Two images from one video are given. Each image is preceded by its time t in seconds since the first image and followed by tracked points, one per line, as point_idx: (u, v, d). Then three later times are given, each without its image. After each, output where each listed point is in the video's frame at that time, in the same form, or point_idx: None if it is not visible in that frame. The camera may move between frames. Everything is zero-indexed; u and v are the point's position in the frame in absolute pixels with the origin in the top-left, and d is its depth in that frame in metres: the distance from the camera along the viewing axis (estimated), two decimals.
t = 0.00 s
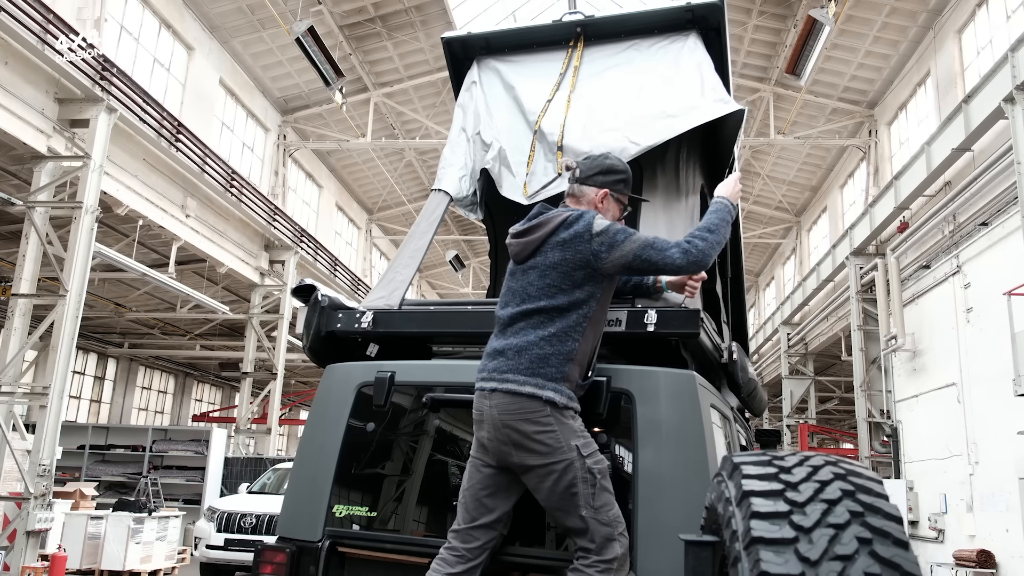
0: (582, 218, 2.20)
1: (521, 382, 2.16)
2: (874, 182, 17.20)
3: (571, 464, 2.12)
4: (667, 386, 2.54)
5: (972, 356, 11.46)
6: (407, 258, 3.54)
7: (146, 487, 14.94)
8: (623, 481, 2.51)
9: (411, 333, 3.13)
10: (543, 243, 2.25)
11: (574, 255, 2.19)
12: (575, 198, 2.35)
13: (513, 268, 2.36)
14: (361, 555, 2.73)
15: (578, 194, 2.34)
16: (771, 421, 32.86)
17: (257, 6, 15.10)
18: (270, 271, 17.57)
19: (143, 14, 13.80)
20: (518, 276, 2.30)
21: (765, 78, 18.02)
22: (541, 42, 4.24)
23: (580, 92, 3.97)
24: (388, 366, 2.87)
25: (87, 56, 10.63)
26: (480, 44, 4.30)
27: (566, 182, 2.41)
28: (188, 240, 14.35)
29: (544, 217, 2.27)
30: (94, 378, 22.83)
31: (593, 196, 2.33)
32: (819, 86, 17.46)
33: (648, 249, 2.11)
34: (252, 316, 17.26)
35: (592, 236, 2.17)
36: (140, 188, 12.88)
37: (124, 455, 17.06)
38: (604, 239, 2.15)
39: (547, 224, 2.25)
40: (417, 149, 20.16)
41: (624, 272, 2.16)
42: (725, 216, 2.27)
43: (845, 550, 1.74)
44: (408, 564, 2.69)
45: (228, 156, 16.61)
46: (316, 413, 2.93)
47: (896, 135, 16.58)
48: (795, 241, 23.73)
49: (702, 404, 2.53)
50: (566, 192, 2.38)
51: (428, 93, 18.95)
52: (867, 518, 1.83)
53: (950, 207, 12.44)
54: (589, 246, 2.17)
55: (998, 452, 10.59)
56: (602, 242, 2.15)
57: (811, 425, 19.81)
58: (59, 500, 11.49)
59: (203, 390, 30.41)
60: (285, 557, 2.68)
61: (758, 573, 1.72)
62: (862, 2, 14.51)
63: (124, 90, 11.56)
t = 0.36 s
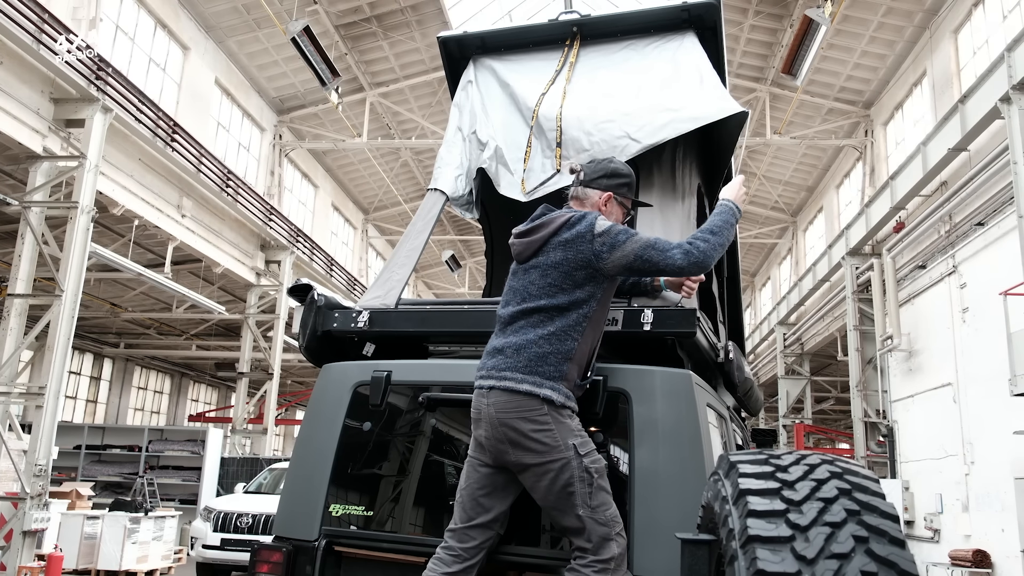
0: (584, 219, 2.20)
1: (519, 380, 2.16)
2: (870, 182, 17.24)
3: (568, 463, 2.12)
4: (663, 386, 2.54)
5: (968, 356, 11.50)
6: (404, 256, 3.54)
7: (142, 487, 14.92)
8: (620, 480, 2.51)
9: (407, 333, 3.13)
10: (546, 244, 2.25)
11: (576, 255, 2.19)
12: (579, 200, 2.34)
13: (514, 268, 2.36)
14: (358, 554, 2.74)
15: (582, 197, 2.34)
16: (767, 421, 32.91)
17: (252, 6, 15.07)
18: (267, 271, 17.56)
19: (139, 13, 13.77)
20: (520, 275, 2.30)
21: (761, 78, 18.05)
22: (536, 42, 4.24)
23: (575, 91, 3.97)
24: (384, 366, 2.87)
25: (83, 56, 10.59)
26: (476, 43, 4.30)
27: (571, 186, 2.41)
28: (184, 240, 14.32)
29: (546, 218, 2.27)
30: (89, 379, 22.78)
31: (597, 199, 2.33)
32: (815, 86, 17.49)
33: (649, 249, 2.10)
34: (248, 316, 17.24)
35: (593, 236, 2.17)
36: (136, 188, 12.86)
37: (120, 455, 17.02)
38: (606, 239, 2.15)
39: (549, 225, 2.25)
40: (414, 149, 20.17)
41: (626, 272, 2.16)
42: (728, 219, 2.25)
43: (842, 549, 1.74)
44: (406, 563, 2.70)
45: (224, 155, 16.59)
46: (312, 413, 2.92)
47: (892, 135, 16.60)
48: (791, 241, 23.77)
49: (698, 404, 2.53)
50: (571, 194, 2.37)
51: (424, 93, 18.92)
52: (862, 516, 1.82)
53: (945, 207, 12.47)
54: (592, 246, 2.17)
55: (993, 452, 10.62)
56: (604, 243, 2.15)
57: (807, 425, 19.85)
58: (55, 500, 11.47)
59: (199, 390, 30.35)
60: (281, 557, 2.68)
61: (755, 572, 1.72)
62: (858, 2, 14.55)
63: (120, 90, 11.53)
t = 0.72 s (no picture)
0: (597, 222, 2.20)
1: (526, 379, 2.15)
2: (871, 181, 17.24)
3: (572, 463, 2.12)
4: (665, 386, 2.53)
5: (970, 355, 11.49)
6: (405, 256, 3.54)
7: (144, 487, 14.93)
8: (622, 481, 2.51)
9: (409, 332, 3.13)
10: (557, 245, 2.24)
11: (588, 259, 2.18)
12: (591, 201, 2.34)
13: (524, 267, 2.35)
14: (359, 554, 2.74)
15: (594, 198, 2.34)
16: (768, 421, 32.88)
17: (253, 6, 15.07)
18: (267, 271, 17.56)
19: (139, 14, 13.78)
20: (530, 275, 2.29)
21: (762, 78, 18.04)
22: (537, 41, 4.24)
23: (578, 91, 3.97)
24: (385, 366, 2.86)
25: (84, 56, 10.59)
26: (477, 43, 4.30)
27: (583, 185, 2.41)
28: (185, 240, 14.32)
29: (559, 219, 2.26)
30: (91, 379, 22.79)
31: (609, 201, 2.33)
32: (816, 86, 17.49)
33: (660, 261, 2.12)
34: (249, 316, 17.24)
35: (605, 241, 2.17)
36: (137, 188, 12.86)
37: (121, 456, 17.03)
38: (617, 245, 2.16)
39: (561, 227, 2.24)
40: (414, 149, 20.17)
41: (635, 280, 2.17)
42: (732, 230, 2.28)
43: (844, 548, 1.74)
44: (406, 563, 2.70)
45: (225, 156, 16.61)
46: (315, 412, 2.92)
47: (892, 134, 16.60)
48: (792, 241, 23.77)
49: (700, 403, 2.53)
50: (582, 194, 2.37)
51: (425, 93, 18.91)
52: (865, 516, 1.82)
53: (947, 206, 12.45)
54: (603, 250, 2.17)
55: (994, 451, 10.61)
56: (615, 249, 2.15)
57: (808, 425, 19.83)
58: (57, 501, 11.46)
59: (200, 391, 30.35)
60: (283, 556, 2.68)
61: (756, 571, 1.72)
62: (859, 2, 14.54)
63: (121, 91, 11.54)
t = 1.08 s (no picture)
0: (599, 222, 2.19)
1: (522, 378, 2.16)
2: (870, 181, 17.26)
3: (568, 463, 2.13)
4: (664, 385, 2.54)
5: (969, 354, 11.50)
6: (404, 257, 3.54)
7: (144, 488, 14.92)
8: (621, 481, 2.52)
9: (408, 333, 3.13)
10: (558, 244, 2.24)
11: (589, 259, 2.18)
12: (595, 201, 2.34)
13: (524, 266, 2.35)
14: (359, 554, 2.74)
15: (599, 199, 2.34)
16: (768, 420, 32.88)
17: (252, 6, 15.07)
18: (267, 271, 17.56)
19: (139, 14, 13.77)
20: (531, 274, 2.29)
21: (761, 77, 18.05)
22: (536, 42, 4.24)
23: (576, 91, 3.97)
24: (385, 366, 2.86)
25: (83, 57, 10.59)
26: (476, 43, 4.30)
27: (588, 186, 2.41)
28: (184, 240, 14.32)
29: (561, 218, 2.25)
30: (90, 380, 22.79)
31: (614, 202, 2.32)
32: (815, 86, 17.50)
33: (660, 265, 2.13)
34: (249, 316, 17.23)
35: (607, 242, 2.16)
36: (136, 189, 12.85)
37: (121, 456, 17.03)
38: (619, 247, 2.15)
39: (563, 226, 2.23)
40: (414, 149, 20.16)
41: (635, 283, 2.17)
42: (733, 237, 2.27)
43: (842, 548, 1.74)
44: (406, 564, 2.70)
45: (225, 156, 16.62)
46: (314, 413, 2.93)
47: (891, 134, 16.60)
48: (792, 240, 23.78)
49: (699, 403, 2.53)
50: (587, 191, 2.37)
51: (425, 93, 18.90)
52: (863, 515, 1.83)
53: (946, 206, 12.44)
54: (604, 251, 2.17)
55: (993, 450, 10.62)
56: (617, 250, 2.15)
57: (808, 424, 19.83)
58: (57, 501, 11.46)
59: (200, 391, 30.35)
60: (283, 557, 2.69)
61: (755, 571, 1.73)
62: (858, 1, 14.55)
63: (121, 91, 11.54)
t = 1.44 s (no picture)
0: (603, 223, 2.19)
1: (523, 377, 2.16)
2: (870, 180, 17.27)
3: (569, 461, 2.13)
4: (664, 385, 2.54)
5: (969, 353, 11.50)
6: (404, 257, 3.54)
7: (144, 489, 14.93)
8: (621, 480, 2.52)
9: (408, 333, 3.14)
10: (562, 245, 2.24)
11: (591, 261, 2.18)
12: (600, 202, 2.34)
13: (529, 266, 2.35)
14: (359, 554, 2.75)
15: (604, 199, 2.34)
16: (769, 420, 32.86)
17: (252, 6, 15.07)
18: (267, 271, 17.56)
19: (138, 14, 13.78)
20: (533, 273, 2.30)
21: (761, 77, 18.04)
22: (536, 42, 4.24)
23: (576, 91, 3.97)
24: (385, 366, 2.86)
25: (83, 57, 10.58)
26: (476, 44, 4.30)
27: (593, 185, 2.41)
28: (184, 241, 14.32)
29: (565, 219, 2.25)
30: (90, 381, 22.81)
31: (619, 203, 2.33)
32: (815, 85, 17.49)
33: (663, 268, 2.13)
34: (249, 316, 17.23)
35: (610, 243, 2.16)
36: (136, 189, 12.86)
37: (121, 457, 17.03)
38: (622, 249, 2.15)
39: (567, 226, 2.23)
40: (414, 149, 20.16)
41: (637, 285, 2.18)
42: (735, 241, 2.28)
43: (841, 547, 1.75)
44: (406, 564, 2.71)
45: (224, 157, 16.62)
46: (314, 413, 2.93)
47: (891, 133, 16.61)
48: (791, 240, 23.78)
49: (698, 402, 2.53)
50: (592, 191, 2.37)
51: (424, 93, 18.90)
52: (862, 514, 1.84)
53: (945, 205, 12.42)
54: (607, 253, 2.17)
55: (993, 450, 10.63)
56: (620, 252, 2.15)
57: (808, 424, 19.82)
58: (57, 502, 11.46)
59: (200, 391, 30.36)
60: (283, 556, 2.69)
61: (754, 570, 1.73)
62: (857, 1, 14.54)
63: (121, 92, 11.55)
